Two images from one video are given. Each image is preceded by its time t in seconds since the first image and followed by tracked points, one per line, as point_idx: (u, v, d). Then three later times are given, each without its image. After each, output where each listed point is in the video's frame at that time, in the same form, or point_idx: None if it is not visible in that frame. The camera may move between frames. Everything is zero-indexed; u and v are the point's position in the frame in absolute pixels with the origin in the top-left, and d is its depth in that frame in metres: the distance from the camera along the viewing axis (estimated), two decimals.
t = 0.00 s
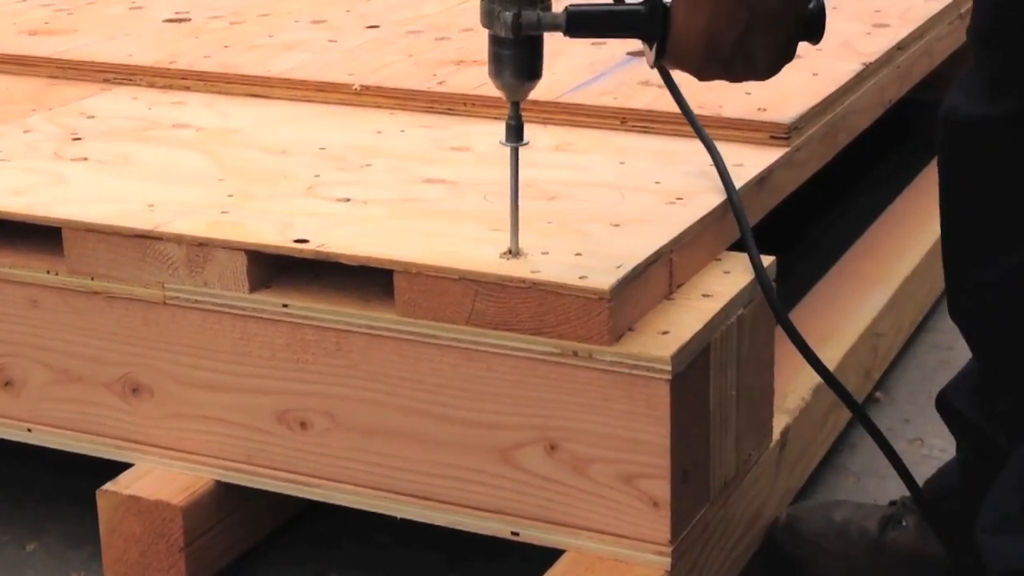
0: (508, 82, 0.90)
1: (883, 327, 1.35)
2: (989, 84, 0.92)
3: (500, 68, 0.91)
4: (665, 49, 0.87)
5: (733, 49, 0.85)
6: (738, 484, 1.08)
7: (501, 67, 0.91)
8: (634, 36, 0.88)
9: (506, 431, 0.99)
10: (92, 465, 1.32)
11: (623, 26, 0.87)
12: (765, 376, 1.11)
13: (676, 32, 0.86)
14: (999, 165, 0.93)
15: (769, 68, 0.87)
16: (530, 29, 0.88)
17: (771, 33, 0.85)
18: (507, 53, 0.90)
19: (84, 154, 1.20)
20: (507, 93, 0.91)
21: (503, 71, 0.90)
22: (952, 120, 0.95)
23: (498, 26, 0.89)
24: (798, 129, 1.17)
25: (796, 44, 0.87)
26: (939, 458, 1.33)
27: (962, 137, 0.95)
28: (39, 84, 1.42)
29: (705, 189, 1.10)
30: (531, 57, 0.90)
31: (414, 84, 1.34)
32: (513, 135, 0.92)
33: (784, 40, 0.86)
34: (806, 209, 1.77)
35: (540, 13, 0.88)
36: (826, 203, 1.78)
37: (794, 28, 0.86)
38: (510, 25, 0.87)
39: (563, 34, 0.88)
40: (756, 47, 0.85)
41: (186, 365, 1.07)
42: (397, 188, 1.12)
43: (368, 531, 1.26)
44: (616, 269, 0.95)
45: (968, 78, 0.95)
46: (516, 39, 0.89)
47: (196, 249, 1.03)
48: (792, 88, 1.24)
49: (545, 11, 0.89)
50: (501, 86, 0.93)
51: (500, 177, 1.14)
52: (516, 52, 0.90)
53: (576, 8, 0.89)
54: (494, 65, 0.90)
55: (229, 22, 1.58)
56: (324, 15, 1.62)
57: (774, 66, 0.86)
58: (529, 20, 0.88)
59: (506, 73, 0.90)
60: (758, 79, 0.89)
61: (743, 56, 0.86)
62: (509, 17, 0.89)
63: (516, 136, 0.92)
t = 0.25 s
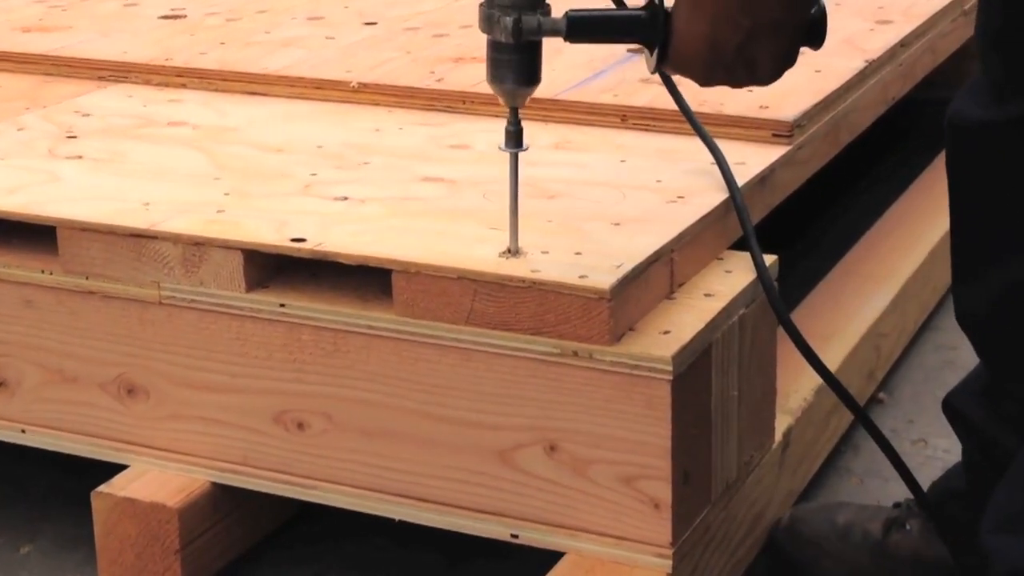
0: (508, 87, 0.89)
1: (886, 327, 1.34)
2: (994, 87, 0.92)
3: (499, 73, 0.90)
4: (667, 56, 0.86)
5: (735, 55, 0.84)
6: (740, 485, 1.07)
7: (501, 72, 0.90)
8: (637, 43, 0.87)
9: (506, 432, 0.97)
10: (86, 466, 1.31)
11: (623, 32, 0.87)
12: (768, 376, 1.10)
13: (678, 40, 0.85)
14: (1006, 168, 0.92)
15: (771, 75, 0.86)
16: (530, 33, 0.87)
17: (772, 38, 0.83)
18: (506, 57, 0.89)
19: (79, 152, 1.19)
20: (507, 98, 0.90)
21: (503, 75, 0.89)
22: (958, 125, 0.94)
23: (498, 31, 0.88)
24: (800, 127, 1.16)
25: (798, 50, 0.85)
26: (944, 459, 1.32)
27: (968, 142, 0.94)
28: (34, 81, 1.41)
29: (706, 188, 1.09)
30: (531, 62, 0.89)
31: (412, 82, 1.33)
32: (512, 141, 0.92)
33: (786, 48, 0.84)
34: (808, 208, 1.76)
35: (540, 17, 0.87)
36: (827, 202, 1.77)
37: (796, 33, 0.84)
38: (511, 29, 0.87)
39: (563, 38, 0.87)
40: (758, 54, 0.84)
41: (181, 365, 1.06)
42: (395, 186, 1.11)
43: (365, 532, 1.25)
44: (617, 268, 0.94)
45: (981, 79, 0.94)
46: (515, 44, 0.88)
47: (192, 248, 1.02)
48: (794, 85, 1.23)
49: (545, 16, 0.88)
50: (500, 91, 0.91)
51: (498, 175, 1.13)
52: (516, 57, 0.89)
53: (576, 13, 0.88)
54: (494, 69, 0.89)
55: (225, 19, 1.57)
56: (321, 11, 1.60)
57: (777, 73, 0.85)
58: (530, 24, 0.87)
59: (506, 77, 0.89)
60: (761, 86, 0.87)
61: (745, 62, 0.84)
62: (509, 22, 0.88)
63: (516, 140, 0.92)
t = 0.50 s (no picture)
0: (508, 97, 0.88)
1: (888, 331, 1.32)
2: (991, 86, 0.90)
3: (499, 81, 0.89)
4: (666, 65, 0.85)
5: (737, 65, 0.83)
6: (742, 491, 1.06)
7: (502, 81, 0.89)
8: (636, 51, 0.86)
9: (505, 437, 0.96)
10: (81, 470, 1.30)
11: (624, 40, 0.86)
12: (770, 381, 1.09)
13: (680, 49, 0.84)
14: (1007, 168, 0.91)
15: (773, 86, 0.85)
16: (530, 43, 0.86)
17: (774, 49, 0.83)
18: (507, 66, 0.88)
19: (74, 154, 1.18)
20: (506, 107, 0.90)
21: (503, 85, 0.88)
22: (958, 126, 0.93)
23: (498, 40, 0.87)
24: (803, 128, 1.15)
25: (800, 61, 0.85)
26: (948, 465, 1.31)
27: (967, 142, 0.93)
28: (28, 82, 1.40)
29: (708, 189, 1.08)
30: (531, 70, 0.88)
31: (411, 82, 1.31)
32: (512, 150, 0.91)
33: (787, 59, 0.84)
34: (809, 210, 1.75)
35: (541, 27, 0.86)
36: (829, 203, 1.76)
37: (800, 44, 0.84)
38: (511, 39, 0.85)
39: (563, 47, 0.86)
40: (759, 64, 0.84)
41: (177, 369, 1.05)
42: (394, 188, 1.09)
43: (364, 537, 1.24)
44: (618, 271, 0.93)
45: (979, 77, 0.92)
46: (515, 53, 0.87)
47: (188, 251, 1.01)
48: (796, 86, 1.22)
49: (545, 25, 0.87)
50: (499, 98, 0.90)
51: (497, 177, 1.12)
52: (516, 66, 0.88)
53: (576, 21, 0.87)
54: (494, 79, 0.88)
55: (222, 19, 1.56)
56: (320, 11, 1.59)
57: (778, 84, 0.84)
58: (530, 33, 0.86)
59: (507, 86, 0.88)
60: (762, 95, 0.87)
61: (747, 73, 0.84)
62: (509, 31, 0.86)
63: (517, 151, 0.91)
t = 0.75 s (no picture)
0: (506, 122, 0.88)
1: (891, 345, 1.31)
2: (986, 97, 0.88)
3: (498, 105, 0.89)
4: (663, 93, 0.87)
5: (733, 93, 0.84)
6: (744, 508, 1.05)
7: (501, 105, 0.89)
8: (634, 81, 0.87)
9: (505, 452, 0.95)
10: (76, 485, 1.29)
11: (621, 68, 0.87)
12: (773, 396, 1.08)
13: (677, 78, 0.86)
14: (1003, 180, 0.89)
15: (771, 116, 0.86)
16: (525, 67, 0.86)
17: (770, 77, 0.84)
18: (505, 90, 0.88)
19: (70, 167, 1.17)
20: (506, 131, 0.90)
21: (500, 108, 0.88)
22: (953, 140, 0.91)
23: (494, 64, 0.87)
24: (805, 140, 1.14)
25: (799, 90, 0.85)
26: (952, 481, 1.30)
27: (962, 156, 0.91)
28: (24, 95, 1.39)
29: (710, 202, 1.07)
30: (530, 95, 0.88)
31: (410, 94, 1.31)
32: (513, 175, 0.91)
33: (786, 84, 0.84)
34: (811, 223, 1.74)
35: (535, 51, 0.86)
36: (831, 216, 1.75)
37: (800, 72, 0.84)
38: (504, 63, 0.86)
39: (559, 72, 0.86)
40: (756, 92, 0.84)
41: (173, 384, 1.03)
42: (392, 201, 1.09)
43: (362, 554, 1.22)
44: (619, 285, 0.91)
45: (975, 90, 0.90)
46: (511, 77, 0.87)
47: (185, 265, 0.99)
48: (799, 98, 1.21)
49: (542, 50, 0.87)
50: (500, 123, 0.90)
51: (497, 190, 1.11)
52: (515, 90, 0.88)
53: (575, 47, 0.88)
54: (493, 103, 0.89)
55: (220, 31, 1.55)
56: (319, 23, 1.58)
57: (775, 113, 0.85)
58: (525, 57, 0.86)
59: (505, 111, 0.89)
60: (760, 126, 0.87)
61: (744, 101, 0.85)
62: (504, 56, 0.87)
63: (516, 175, 0.91)
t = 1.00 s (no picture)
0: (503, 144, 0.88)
1: (894, 358, 1.30)
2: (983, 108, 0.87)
3: (496, 128, 0.88)
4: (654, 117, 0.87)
5: (725, 119, 0.85)
6: (746, 524, 1.04)
7: (498, 129, 0.89)
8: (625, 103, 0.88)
9: (504, 468, 0.94)
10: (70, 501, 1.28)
11: (615, 92, 0.88)
12: (774, 411, 1.07)
13: (669, 100, 0.86)
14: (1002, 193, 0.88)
15: (767, 141, 0.86)
16: (517, 90, 0.86)
17: (766, 100, 0.85)
18: (501, 113, 0.88)
19: (64, 178, 1.16)
20: (505, 155, 0.89)
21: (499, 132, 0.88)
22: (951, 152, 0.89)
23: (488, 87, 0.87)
24: (806, 152, 1.13)
25: (794, 113, 0.86)
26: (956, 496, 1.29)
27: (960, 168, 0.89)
28: (19, 106, 1.37)
29: (710, 214, 1.05)
30: (527, 118, 0.88)
31: (408, 105, 1.30)
32: (511, 198, 0.90)
33: (780, 110, 0.85)
34: (812, 235, 1.73)
35: (527, 74, 0.86)
36: (832, 228, 1.74)
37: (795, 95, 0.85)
38: (496, 86, 0.85)
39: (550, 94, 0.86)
40: (749, 118, 0.85)
41: (167, 399, 1.02)
42: (389, 213, 1.07)
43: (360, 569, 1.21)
44: (618, 298, 0.90)
45: (972, 101, 0.89)
46: (503, 100, 0.87)
47: (180, 278, 0.98)
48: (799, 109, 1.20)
49: (535, 73, 0.86)
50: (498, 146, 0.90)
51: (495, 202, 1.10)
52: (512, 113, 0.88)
53: (570, 70, 0.87)
54: (490, 126, 0.88)
55: (216, 41, 1.54)
56: (316, 33, 1.58)
57: (769, 138, 0.85)
58: (517, 80, 0.86)
59: (503, 135, 0.88)
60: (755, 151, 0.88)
61: (737, 127, 0.86)
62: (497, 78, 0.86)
63: (515, 200, 0.90)
